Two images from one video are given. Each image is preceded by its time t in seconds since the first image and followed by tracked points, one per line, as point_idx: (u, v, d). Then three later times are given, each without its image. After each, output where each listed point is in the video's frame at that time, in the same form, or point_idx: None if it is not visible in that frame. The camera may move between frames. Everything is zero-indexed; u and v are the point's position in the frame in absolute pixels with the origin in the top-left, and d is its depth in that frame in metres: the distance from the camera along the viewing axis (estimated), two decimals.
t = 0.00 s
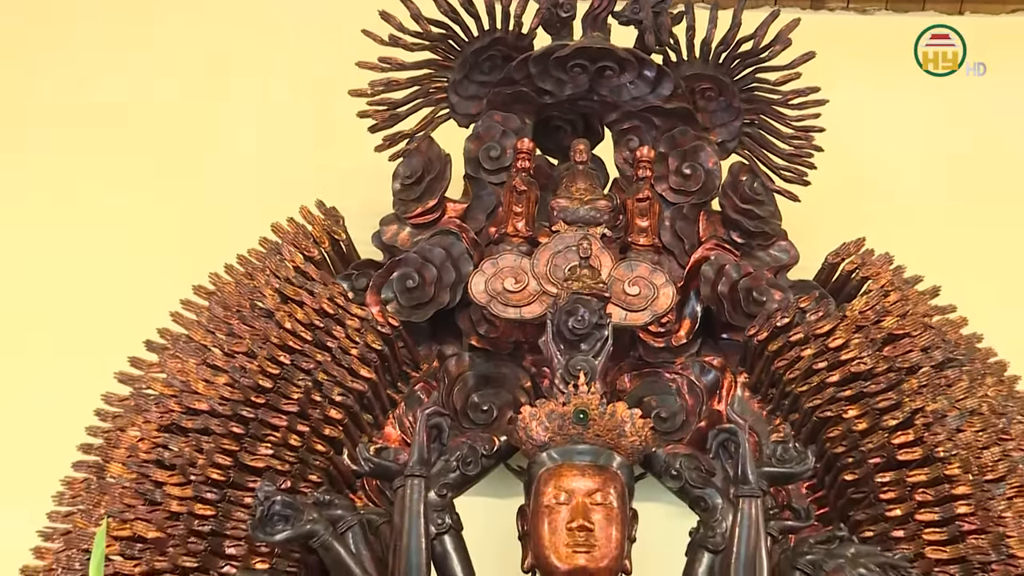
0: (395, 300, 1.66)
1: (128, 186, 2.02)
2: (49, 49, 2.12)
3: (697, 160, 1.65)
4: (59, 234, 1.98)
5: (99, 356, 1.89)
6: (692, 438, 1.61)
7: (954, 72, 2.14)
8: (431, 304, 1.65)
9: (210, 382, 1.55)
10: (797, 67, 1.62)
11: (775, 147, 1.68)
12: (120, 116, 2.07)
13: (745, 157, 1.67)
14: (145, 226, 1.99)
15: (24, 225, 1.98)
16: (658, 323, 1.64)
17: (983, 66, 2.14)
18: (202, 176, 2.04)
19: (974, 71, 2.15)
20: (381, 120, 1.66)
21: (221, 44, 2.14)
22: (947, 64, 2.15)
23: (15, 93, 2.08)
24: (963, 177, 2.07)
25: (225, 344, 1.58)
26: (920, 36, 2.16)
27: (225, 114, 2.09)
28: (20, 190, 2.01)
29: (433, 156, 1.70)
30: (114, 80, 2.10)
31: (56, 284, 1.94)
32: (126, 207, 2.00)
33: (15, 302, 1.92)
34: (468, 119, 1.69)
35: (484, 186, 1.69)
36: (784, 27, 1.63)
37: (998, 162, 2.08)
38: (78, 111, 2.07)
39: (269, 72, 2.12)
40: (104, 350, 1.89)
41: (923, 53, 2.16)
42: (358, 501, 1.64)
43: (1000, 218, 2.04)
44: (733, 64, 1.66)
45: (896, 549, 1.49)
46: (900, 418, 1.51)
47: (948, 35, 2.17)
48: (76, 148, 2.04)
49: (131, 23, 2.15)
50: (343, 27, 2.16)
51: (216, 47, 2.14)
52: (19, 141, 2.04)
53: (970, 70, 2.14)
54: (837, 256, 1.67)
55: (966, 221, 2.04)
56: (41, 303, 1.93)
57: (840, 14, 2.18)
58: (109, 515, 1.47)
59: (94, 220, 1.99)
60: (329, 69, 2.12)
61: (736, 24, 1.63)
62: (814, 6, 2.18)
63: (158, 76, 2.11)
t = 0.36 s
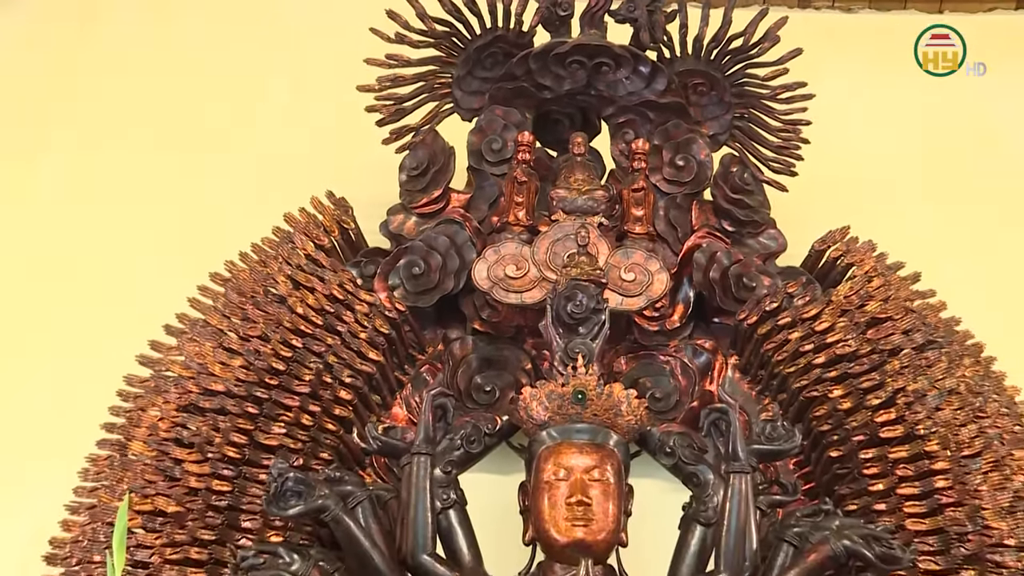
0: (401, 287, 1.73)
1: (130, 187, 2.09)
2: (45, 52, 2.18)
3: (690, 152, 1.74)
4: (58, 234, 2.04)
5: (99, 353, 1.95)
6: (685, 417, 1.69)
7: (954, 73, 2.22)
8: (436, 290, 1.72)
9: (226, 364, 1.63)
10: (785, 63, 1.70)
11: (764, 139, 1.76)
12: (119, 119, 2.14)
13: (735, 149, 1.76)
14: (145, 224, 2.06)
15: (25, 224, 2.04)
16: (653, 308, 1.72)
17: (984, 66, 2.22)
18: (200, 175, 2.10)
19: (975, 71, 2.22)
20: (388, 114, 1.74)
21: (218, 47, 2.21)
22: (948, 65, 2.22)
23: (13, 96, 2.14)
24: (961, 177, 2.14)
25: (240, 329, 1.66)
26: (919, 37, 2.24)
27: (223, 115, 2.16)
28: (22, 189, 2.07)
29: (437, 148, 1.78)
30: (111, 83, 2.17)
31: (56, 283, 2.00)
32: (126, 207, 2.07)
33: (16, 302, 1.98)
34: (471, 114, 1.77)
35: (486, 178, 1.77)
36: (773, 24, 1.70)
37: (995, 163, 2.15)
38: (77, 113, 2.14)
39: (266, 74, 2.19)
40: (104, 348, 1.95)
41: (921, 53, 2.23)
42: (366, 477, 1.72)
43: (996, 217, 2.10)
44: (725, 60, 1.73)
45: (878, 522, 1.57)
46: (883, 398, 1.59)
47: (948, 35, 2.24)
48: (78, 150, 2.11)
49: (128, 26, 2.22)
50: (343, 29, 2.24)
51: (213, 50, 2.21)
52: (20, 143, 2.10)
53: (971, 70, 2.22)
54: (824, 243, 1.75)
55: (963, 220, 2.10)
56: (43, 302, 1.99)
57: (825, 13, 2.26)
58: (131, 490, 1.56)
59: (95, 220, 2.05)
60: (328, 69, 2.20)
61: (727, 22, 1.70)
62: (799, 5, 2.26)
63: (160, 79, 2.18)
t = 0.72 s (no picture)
0: (407, 273, 1.81)
1: (139, 186, 2.17)
2: (51, 56, 2.25)
3: (683, 144, 1.81)
4: (71, 235, 2.12)
5: (113, 348, 2.04)
6: (678, 397, 1.78)
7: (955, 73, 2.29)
8: (440, 277, 1.81)
9: (240, 347, 1.71)
10: (773, 59, 1.77)
11: (753, 131, 1.84)
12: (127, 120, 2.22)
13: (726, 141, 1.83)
14: (155, 223, 2.14)
15: (39, 224, 2.13)
16: (647, 293, 1.80)
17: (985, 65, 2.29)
18: (206, 173, 2.18)
19: (976, 71, 2.29)
20: (394, 108, 1.81)
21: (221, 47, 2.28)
22: (948, 65, 2.29)
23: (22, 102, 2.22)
24: (956, 175, 2.22)
25: (254, 313, 1.73)
26: (920, 37, 2.31)
27: (228, 114, 2.23)
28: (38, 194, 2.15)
29: (441, 140, 1.86)
30: (116, 87, 2.24)
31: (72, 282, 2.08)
32: (135, 206, 2.15)
33: (34, 302, 2.07)
34: (473, 108, 1.85)
35: (488, 169, 1.85)
36: (761, 22, 1.78)
37: (991, 164, 2.23)
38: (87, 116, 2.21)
39: (269, 73, 2.26)
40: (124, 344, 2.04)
41: (921, 53, 2.30)
42: (374, 455, 1.80)
43: (992, 216, 2.18)
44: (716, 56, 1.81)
45: (861, 495, 1.66)
46: (865, 378, 1.67)
47: (947, 35, 2.31)
48: (88, 151, 2.19)
49: (130, 29, 2.28)
50: (343, 28, 2.31)
51: (218, 51, 2.28)
52: (31, 147, 2.18)
53: (971, 71, 2.29)
54: (811, 231, 1.83)
55: (959, 218, 2.19)
56: (60, 302, 2.07)
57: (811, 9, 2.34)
58: (151, 467, 1.64)
59: (107, 219, 2.14)
60: (330, 67, 2.27)
61: (718, 19, 1.78)
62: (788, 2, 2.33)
63: (168, 79, 2.25)
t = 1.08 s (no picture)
0: (414, 260, 1.90)
1: (147, 180, 2.24)
2: (63, 56, 2.33)
3: (677, 135, 1.90)
4: (83, 227, 2.19)
5: (123, 336, 2.10)
6: (673, 378, 1.87)
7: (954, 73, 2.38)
8: (445, 263, 1.89)
9: (256, 330, 1.79)
10: (764, 54, 1.85)
11: (744, 124, 1.92)
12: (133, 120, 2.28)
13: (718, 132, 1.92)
14: (163, 216, 2.21)
15: (52, 215, 2.19)
16: (643, 279, 1.89)
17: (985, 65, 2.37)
18: (213, 170, 2.25)
19: (976, 71, 2.38)
20: (401, 102, 1.89)
21: (226, 49, 2.36)
22: (948, 65, 2.38)
23: (27, 104, 2.28)
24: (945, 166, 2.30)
25: (268, 299, 1.81)
26: (920, 37, 2.40)
27: (233, 112, 2.31)
28: (38, 194, 2.21)
29: (445, 132, 1.94)
30: (125, 85, 2.31)
31: (77, 278, 2.15)
32: (146, 200, 2.22)
33: (39, 292, 2.13)
34: (476, 101, 1.93)
35: (491, 160, 1.93)
36: (752, 18, 1.86)
37: (984, 157, 2.31)
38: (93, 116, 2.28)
39: (273, 73, 2.34)
40: (115, 342, 2.10)
41: (921, 53, 2.39)
42: (383, 433, 1.90)
43: (993, 215, 2.26)
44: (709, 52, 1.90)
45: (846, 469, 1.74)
46: (851, 358, 1.76)
47: (948, 35, 2.40)
48: (98, 146, 2.26)
49: (138, 30, 2.36)
50: (344, 29, 2.39)
51: (223, 51, 2.35)
52: (39, 142, 2.25)
53: (971, 70, 2.38)
54: (799, 219, 1.91)
55: (960, 218, 2.26)
56: (66, 292, 2.14)
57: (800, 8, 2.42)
58: (172, 445, 1.71)
59: (116, 211, 2.20)
60: (332, 67, 2.36)
61: (711, 16, 1.86)
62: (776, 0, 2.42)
63: (175, 78, 2.33)
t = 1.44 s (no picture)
0: (420, 245, 1.99)
1: (162, 173, 2.34)
2: (81, 57, 2.44)
3: (671, 125, 1.98)
4: (100, 217, 2.29)
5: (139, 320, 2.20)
6: (667, 356, 1.96)
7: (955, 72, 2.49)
8: (450, 248, 1.99)
9: (268, 312, 1.87)
10: (754, 47, 1.93)
11: (735, 113, 2.01)
12: (148, 118, 2.39)
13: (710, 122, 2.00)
14: (177, 208, 2.31)
15: (70, 204, 2.29)
16: (639, 262, 1.99)
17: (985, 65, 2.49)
18: (224, 165, 2.36)
19: (976, 71, 2.49)
20: (406, 94, 1.98)
21: (237, 52, 2.48)
22: (949, 65, 2.49)
23: (42, 104, 2.38)
24: (932, 159, 2.41)
25: (280, 283, 1.89)
26: (922, 38, 2.51)
27: (244, 110, 2.42)
28: (52, 186, 2.30)
29: (449, 122, 2.02)
30: (140, 84, 2.42)
31: (92, 265, 2.24)
32: (160, 192, 2.32)
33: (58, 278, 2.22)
34: (478, 93, 2.02)
35: (493, 149, 2.02)
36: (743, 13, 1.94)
37: (972, 150, 2.42)
38: (109, 114, 2.38)
39: (281, 74, 2.46)
40: (129, 328, 2.19)
41: (923, 53, 2.51)
42: (391, 410, 1.99)
43: (974, 206, 2.37)
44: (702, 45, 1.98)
45: (832, 443, 1.83)
46: (836, 338, 1.84)
47: (948, 36, 2.51)
48: (115, 140, 2.36)
49: (153, 34, 2.48)
50: (344, 29, 2.53)
51: (234, 54, 2.48)
52: (57, 136, 2.35)
53: (972, 70, 2.49)
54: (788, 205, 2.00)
55: (952, 211, 2.36)
56: (83, 278, 2.23)
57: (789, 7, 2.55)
58: (191, 421, 1.78)
59: (132, 202, 2.30)
60: (338, 70, 2.48)
61: (704, 11, 1.94)
62: None
63: (189, 78, 2.44)
